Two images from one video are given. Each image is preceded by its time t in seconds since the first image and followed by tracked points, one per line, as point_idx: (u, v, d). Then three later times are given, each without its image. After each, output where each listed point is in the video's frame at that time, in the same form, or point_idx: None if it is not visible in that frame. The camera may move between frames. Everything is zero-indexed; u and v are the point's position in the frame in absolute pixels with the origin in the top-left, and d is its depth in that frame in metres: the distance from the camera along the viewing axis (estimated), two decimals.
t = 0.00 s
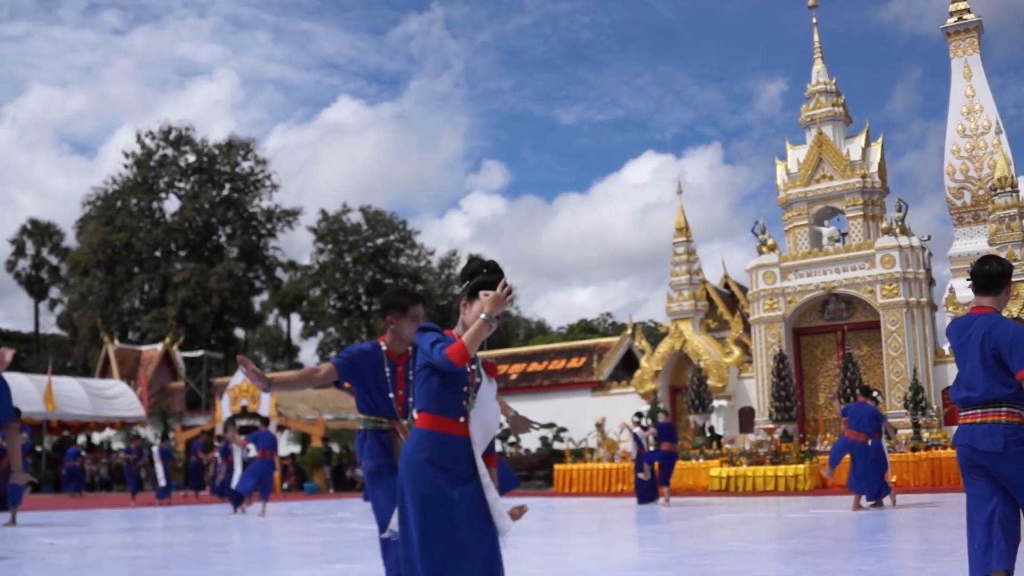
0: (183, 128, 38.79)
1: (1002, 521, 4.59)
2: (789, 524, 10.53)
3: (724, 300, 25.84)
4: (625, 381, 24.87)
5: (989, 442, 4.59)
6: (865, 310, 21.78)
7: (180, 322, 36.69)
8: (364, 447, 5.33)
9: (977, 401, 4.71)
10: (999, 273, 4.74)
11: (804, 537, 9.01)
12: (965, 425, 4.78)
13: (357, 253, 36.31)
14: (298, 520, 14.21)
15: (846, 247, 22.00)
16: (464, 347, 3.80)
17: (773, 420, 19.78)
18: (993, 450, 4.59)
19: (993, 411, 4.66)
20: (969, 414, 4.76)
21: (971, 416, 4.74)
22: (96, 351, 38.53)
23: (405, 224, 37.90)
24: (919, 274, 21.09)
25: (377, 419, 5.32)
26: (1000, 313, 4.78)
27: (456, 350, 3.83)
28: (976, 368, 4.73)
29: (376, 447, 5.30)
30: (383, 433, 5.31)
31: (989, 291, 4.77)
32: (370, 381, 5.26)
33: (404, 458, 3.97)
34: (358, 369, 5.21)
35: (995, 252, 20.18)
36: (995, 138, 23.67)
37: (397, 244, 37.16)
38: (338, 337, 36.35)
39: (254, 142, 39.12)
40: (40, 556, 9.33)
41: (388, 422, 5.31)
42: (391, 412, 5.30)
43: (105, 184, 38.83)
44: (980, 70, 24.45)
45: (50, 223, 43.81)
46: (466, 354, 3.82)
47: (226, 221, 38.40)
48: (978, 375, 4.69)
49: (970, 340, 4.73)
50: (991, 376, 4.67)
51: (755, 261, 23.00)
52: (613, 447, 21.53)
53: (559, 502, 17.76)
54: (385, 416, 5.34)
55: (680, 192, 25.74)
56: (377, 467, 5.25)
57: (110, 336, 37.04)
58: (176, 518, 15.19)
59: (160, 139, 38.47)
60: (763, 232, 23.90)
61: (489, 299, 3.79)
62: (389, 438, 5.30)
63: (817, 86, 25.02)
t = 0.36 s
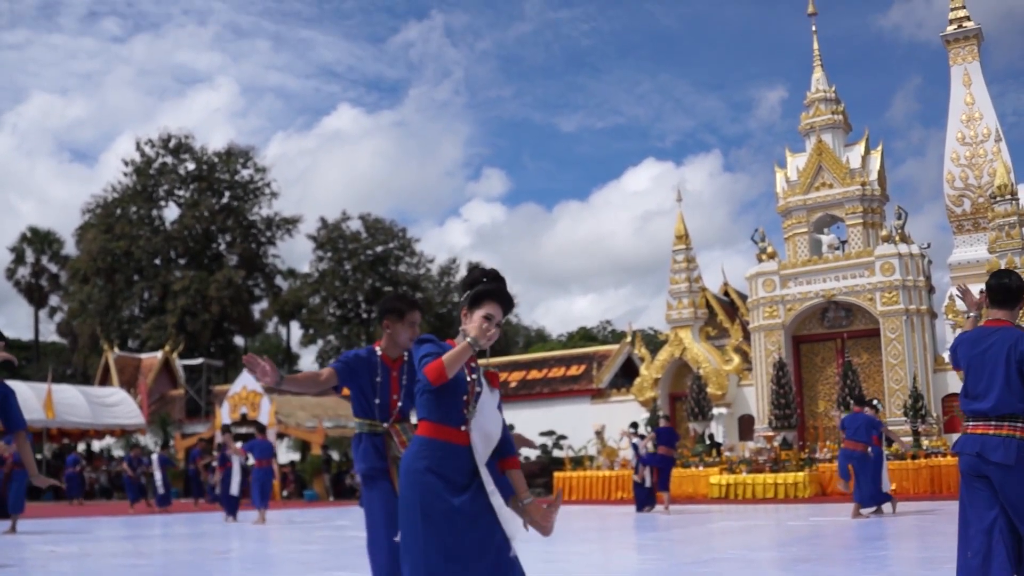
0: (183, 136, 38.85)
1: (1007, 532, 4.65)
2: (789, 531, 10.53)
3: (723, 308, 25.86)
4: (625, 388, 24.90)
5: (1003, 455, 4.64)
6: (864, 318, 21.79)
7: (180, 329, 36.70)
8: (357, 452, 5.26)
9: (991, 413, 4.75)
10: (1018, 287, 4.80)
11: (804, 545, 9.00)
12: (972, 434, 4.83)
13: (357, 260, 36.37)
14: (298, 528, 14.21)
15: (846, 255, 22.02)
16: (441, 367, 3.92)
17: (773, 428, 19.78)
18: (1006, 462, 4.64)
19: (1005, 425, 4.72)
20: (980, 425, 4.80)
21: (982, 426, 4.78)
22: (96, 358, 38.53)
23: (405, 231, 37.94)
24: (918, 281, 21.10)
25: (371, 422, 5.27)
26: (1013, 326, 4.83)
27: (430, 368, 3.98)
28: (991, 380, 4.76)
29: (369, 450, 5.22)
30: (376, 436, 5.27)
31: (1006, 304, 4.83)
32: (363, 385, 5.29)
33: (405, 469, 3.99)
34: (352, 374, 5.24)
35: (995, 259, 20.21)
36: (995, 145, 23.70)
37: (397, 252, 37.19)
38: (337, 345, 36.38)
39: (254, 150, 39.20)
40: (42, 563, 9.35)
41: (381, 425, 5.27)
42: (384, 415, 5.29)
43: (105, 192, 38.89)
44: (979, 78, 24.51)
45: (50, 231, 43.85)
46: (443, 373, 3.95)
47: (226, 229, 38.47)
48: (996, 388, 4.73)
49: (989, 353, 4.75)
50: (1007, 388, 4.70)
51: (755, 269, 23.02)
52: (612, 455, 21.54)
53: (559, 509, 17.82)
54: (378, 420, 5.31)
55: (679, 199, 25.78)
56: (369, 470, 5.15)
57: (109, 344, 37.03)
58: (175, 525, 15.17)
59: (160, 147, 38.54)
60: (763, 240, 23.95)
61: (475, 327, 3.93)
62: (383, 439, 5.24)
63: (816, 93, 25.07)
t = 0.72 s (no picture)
0: (188, 141, 38.94)
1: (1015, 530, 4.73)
2: (796, 534, 10.52)
3: (730, 311, 25.84)
4: (631, 392, 24.90)
5: (1018, 454, 4.74)
6: (871, 321, 21.76)
7: (187, 335, 36.76)
8: (367, 455, 5.29)
9: (1005, 414, 4.85)
10: None
11: (811, 548, 8.98)
12: (986, 434, 4.92)
13: (363, 265, 36.42)
14: (306, 532, 14.22)
15: (852, 258, 22.01)
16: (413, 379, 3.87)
17: (780, 431, 19.75)
18: (1020, 461, 4.74)
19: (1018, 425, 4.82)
20: (995, 425, 4.89)
21: (997, 426, 4.87)
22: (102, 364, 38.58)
23: (411, 236, 37.96)
24: (925, 284, 21.06)
25: (380, 425, 5.30)
26: None
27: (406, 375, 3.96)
28: (1008, 383, 4.87)
29: (378, 454, 5.25)
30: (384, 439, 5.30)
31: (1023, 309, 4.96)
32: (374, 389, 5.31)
33: (413, 471, 4.02)
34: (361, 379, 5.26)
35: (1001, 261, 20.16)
36: (1002, 147, 23.65)
37: (403, 257, 37.22)
38: (344, 350, 36.43)
39: (259, 155, 39.29)
40: (52, 568, 9.38)
41: (390, 427, 5.29)
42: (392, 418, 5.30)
43: (111, 197, 38.99)
44: (986, 80, 24.51)
45: (56, 237, 43.96)
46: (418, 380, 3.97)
47: (232, 234, 38.56)
48: (1013, 388, 4.82)
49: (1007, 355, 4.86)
50: None
51: (761, 272, 23.03)
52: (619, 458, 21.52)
53: (566, 513, 17.83)
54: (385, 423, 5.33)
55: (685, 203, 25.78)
56: (378, 473, 5.17)
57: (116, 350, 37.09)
58: (183, 531, 15.20)
59: (166, 153, 38.64)
60: (769, 243, 23.94)
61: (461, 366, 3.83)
62: (390, 441, 5.27)
63: (823, 96, 25.06)
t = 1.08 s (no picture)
0: (192, 127, 38.89)
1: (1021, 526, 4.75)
2: (800, 521, 10.53)
3: (735, 298, 25.78)
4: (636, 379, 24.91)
5: None
6: (876, 309, 21.71)
7: (191, 320, 36.81)
8: (373, 440, 5.32)
9: (1015, 407, 4.84)
10: None
11: (815, 535, 8.96)
12: (993, 428, 4.90)
13: (367, 251, 36.40)
14: (309, 517, 14.25)
15: (858, 246, 21.94)
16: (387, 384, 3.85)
17: (784, 418, 19.72)
18: None
19: None
20: (1003, 419, 4.88)
21: (1005, 420, 4.86)
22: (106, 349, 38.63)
23: (415, 221, 37.91)
24: (931, 273, 20.98)
25: (386, 412, 5.31)
26: None
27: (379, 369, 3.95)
28: (1018, 377, 4.86)
29: (385, 439, 5.28)
30: (392, 426, 5.30)
31: None
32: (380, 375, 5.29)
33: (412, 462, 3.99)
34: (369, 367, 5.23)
35: (1008, 250, 20.09)
36: (1010, 136, 23.50)
37: (407, 242, 37.18)
38: (348, 335, 36.48)
39: (263, 141, 39.25)
40: (56, 551, 9.41)
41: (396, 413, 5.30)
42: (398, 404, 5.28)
43: (115, 183, 38.99)
44: (996, 68, 24.39)
45: (60, 222, 43.99)
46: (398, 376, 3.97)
47: (236, 219, 38.55)
48: None
49: None
50: None
51: (767, 259, 22.99)
52: (623, 445, 21.53)
53: (570, 498, 17.87)
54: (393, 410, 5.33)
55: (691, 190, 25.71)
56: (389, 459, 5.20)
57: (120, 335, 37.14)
58: (187, 516, 15.24)
59: (169, 138, 38.62)
60: (775, 230, 23.87)
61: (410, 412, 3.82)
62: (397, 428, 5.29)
63: (830, 83, 24.94)
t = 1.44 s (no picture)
0: (193, 91, 38.67)
1: None
2: (804, 485, 10.52)
3: (740, 263, 25.67)
4: (640, 343, 24.88)
5: None
6: (882, 273, 21.60)
7: (195, 286, 36.82)
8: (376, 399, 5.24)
9: (1021, 367, 4.77)
10: None
11: (819, 499, 8.93)
12: (1000, 389, 4.84)
13: (371, 216, 36.32)
14: (314, 483, 14.27)
15: (865, 209, 21.78)
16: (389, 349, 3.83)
17: (789, 383, 19.68)
18: None
19: None
20: (1010, 379, 4.80)
21: (1012, 381, 4.79)
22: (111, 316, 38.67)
23: (419, 186, 37.75)
24: (937, 237, 20.83)
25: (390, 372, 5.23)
26: None
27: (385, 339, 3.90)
28: None
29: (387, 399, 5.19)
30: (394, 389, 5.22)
31: None
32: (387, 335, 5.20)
33: (421, 420, 3.94)
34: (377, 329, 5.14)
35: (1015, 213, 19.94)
36: (1019, 98, 23.22)
37: (411, 207, 37.07)
38: (352, 301, 36.49)
39: (266, 105, 39.04)
40: (62, 518, 9.41)
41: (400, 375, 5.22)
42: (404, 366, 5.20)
43: (117, 148, 38.86)
44: (1005, 29, 24.09)
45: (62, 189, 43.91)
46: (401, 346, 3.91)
47: (239, 184, 38.44)
48: None
49: None
50: None
51: (772, 223, 22.87)
52: (628, 409, 21.54)
53: (575, 463, 17.91)
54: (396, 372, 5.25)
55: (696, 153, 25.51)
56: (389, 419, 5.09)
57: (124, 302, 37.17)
58: (192, 482, 15.31)
59: (171, 104, 38.42)
60: (780, 194, 23.71)
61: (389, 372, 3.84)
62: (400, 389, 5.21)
63: (837, 45, 24.65)
